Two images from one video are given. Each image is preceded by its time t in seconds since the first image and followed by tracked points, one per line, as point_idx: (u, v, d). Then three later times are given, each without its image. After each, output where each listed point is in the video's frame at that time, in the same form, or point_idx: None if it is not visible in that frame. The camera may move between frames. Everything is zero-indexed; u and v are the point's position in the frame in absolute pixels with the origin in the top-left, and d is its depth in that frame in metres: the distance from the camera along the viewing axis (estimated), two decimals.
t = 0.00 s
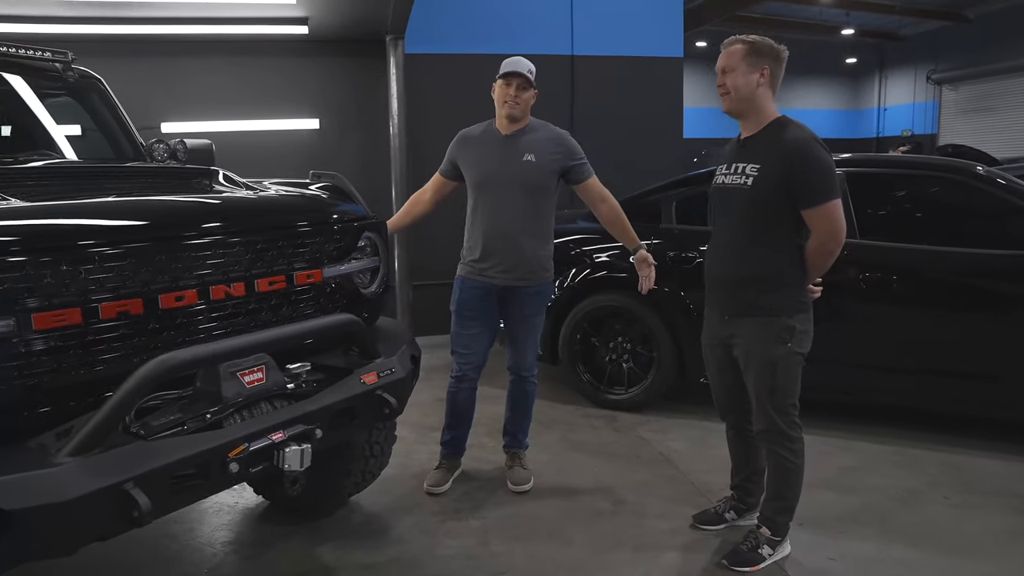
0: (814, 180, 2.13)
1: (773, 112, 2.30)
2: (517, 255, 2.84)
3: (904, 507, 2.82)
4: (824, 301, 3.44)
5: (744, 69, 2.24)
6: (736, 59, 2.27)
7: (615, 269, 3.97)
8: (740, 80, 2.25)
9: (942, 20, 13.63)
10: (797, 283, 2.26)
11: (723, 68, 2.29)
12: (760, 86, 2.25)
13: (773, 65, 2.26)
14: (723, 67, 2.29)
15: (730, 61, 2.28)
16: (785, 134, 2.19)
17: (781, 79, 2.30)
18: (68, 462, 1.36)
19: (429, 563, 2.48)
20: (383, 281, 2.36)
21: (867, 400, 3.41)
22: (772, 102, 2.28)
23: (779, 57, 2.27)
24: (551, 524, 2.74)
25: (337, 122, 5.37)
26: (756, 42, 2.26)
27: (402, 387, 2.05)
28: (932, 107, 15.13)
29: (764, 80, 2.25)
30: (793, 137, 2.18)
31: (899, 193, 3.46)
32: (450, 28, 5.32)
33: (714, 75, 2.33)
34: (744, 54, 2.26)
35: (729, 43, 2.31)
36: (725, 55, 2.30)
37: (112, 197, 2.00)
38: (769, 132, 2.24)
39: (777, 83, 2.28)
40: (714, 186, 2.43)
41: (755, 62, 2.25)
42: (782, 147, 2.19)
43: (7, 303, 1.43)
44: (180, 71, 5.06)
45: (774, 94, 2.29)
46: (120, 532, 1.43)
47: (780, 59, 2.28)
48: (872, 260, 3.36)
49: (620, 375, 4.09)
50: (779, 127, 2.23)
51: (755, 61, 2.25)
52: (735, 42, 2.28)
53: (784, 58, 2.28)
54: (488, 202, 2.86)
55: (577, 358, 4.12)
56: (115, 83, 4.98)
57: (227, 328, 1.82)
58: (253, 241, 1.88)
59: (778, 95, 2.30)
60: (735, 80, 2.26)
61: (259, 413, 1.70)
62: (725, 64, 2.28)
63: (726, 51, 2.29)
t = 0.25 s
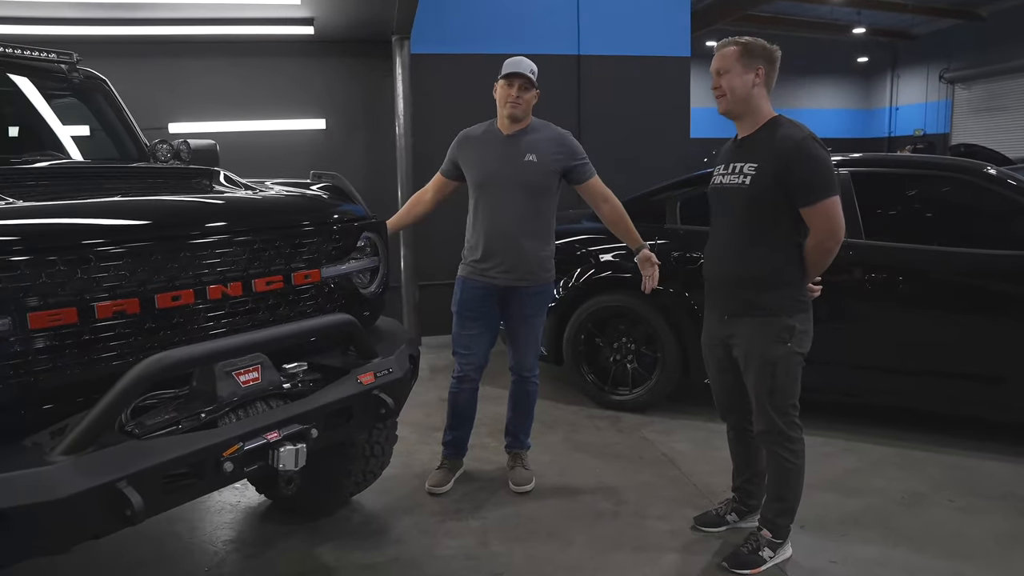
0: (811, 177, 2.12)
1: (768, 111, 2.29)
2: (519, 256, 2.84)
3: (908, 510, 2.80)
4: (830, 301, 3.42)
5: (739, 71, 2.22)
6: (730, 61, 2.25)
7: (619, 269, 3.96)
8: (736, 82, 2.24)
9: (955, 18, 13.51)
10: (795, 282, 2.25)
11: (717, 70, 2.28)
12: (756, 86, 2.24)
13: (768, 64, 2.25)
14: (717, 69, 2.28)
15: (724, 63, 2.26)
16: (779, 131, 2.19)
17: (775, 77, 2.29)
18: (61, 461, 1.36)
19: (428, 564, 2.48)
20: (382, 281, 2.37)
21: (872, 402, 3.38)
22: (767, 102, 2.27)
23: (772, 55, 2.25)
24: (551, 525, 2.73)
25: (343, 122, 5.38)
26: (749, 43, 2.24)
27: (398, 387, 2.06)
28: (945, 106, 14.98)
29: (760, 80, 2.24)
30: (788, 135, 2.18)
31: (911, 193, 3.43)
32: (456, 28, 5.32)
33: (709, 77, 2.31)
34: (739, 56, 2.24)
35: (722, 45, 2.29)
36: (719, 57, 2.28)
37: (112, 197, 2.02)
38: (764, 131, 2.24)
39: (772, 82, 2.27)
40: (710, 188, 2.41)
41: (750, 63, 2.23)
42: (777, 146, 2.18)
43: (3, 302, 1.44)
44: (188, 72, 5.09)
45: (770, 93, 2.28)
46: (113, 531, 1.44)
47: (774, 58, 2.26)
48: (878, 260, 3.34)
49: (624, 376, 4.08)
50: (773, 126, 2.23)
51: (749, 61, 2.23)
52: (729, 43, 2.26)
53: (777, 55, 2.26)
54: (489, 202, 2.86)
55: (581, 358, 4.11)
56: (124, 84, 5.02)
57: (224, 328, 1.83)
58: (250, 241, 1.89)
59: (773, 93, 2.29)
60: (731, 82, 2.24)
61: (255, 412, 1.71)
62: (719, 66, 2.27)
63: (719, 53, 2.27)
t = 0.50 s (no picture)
0: (815, 176, 2.10)
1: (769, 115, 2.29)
2: (522, 255, 2.83)
3: (915, 514, 2.76)
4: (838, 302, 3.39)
5: (754, 73, 2.19)
6: (744, 61, 2.21)
7: (626, 270, 3.95)
8: (750, 84, 2.20)
9: (971, 16, 13.36)
10: (799, 282, 2.23)
11: (729, 68, 2.23)
12: (765, 91, 2.23)
13: (775, 69, 2.25)
14: (729, 67, 2.22)
15: (738, 61, 2.21)
16: (779, 131, 2.18)
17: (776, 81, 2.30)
18: (57, 460, 1.37)
19: (429, 564, 2.48)
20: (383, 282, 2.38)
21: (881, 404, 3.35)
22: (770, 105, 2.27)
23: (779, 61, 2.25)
24: (553, 527, 2.72)
25: (352, 122, 5.40)
26: (761, 45, 2.22)
27: (398, 387, 2.06)
28: (961, 106, 14.79)
29: (768, 84, 2.23)
30: (791, 134, 2.16)
31: (925, 192, 3.40)
32: (465, 28, 5.32)
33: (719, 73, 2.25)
34: (752, 57, 2.21)
35: (734, 42, 2.24)
36: (731, 54, 2.23)
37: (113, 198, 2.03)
38: (766, 131, 2.22)
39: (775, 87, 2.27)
40: (712, 188, 2.40)
41: (762, 66, 2.22)
42: (780, 147, 2.16)
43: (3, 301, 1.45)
44: (198, 72, 5.13)
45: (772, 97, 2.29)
46: (109, 530, 1.44)
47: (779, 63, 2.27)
48: (887, 261, 3.30)
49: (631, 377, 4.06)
50: (774, 126, 2.21)
51: (762, 64, 2.21)
52: (743, 42, 2.21)
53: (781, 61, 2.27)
54: (492, 202, 2.85)
55: (587, 358, 4.10)
56: (135, 85, 5.07)
57: (224, 327, 1.83)
58: (250, 241, 1.89)
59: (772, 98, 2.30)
60: (745, 83, 2.20)
61: (252, 412, 1.71)
62: (732, 64, 2.22)
63: (733, 52, 2.22)
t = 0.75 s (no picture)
0: (822, 175, 2.08)
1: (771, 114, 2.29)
2: (526, 255, 2.82)
3: (922, 518, 2.73)
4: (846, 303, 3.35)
5: (766, 74, 2.17)
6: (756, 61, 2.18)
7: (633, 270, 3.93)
8: (762, 85, 2.18)
9: (988, 14, 13.20)
10: (802, 282, 2.21)
11: (740, 67, 2.18)
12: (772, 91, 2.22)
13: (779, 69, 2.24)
14: (740, 67, 2.18)
15: (751, 61, 2.17)
16: (786, 132, 2.16)
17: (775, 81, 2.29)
18: (50, 457, 1.37)
19: (429, 564, 2.47)
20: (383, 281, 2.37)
21: (889, 406, 3.31)
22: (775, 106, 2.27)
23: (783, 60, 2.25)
24: (555, 528, 2.71)
25: (360, 122, 5.41)
26: (771, 45, 2.20)
27: (396, 387, 2.05)
28: (976, 105, 14.61)
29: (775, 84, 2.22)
30: (798, 133, 2.14)
31: (938, 191, 3.35)
32: (472, 28, 5.32)
33: (730, 72, 2.20)
34: (763, 57, 2.18)
35: (745, 41, 2.19)
36: (742, 53, 2.18)
37: (113, 196, 2.03)
38: (770, 131, 2.20)
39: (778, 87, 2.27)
40: (717, 187, 2.38)
41: (771, 66, 2.19)
42: (787, 147, 2.14)
43: None
44: (207, 72, 5.16)
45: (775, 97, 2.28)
46: (101, 528, 1.45)
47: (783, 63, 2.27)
48: (895, 261, 3.27)
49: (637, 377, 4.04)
50: (779, 126, 2.19)
51: (771, 64, 2.19)
52: (754, 42, 2.18)
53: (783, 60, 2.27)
54: (495, 201, 2.84)
55: (593, 358, 4.08)
56: (145, 84, 5.11)
57: (221, 326, 1.83)
58: (246, 239, 1.89)
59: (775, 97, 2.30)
60: (758, 83, 2.17)
61: (247, 411, 1.71)
62: (743, 63, 2.17)
63: (744, 51, 2.17)
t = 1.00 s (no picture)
0: (824, 174, 2.06)
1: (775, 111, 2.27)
2: (527, 255, 2.81)
3: (927, 521, 2.69)
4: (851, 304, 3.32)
5: (770, 68, 2.15)
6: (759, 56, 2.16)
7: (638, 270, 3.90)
8: (766, 79, 2.16)
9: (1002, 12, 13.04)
10: (803, 283, 2.19)
11: (744, 62, 2.16)
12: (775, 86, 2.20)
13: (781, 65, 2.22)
14: (743, 61, 2.16)
15: (754, 56, 2.16)
16: (788, 131, 2.14)
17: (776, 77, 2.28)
18: (40, 455, 1.37)
19: (428, 564, 2.47)
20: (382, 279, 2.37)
21: (895, 408, 3.27)
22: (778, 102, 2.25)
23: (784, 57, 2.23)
24: (555, 528, 2.69)
25: (366, 121, 5.41)
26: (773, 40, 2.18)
27: (392, 387, 2.05)
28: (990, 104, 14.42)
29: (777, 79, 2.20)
30: (801, 132, 2.11)
31: (950, 191, 3.31)
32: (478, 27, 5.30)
33: (734, 68, 2.18)
34: (766, 52, 2.16)
35: (747, 36, 2.18)
36: (746, 48, 2.17)
37: (111, 195, 2.03)
38: (772, 130, 2.18)
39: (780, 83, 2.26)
40: (718, 186, 2.36)
41: (775, 62, 2.18)
42: (790, 146, 2.12)
43: None
44: (214, 72, 5.19)
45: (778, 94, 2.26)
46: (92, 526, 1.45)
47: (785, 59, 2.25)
48: (902, 261, 3.24)
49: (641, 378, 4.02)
50: (782, 125, 2.17)
51: (774, 59, 2.18)
52: (757, 37, 2.16)
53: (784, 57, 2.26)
54: (497, 201, 2.83)
55: (597, 358, 4.06)
56: (153, 83, 5.14)
57: (216, 325, 1.83)
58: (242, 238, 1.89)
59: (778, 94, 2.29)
60: (761, 78, 2.15)
61: (241, 410, 1.71)
62: (746, 58, 2.16)
63: (747, 46, 2.16)
